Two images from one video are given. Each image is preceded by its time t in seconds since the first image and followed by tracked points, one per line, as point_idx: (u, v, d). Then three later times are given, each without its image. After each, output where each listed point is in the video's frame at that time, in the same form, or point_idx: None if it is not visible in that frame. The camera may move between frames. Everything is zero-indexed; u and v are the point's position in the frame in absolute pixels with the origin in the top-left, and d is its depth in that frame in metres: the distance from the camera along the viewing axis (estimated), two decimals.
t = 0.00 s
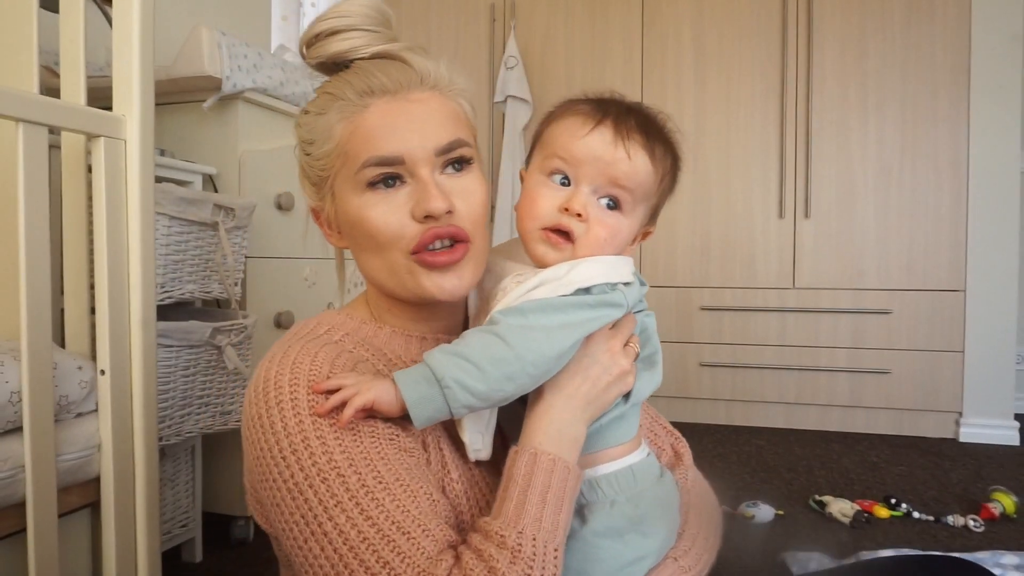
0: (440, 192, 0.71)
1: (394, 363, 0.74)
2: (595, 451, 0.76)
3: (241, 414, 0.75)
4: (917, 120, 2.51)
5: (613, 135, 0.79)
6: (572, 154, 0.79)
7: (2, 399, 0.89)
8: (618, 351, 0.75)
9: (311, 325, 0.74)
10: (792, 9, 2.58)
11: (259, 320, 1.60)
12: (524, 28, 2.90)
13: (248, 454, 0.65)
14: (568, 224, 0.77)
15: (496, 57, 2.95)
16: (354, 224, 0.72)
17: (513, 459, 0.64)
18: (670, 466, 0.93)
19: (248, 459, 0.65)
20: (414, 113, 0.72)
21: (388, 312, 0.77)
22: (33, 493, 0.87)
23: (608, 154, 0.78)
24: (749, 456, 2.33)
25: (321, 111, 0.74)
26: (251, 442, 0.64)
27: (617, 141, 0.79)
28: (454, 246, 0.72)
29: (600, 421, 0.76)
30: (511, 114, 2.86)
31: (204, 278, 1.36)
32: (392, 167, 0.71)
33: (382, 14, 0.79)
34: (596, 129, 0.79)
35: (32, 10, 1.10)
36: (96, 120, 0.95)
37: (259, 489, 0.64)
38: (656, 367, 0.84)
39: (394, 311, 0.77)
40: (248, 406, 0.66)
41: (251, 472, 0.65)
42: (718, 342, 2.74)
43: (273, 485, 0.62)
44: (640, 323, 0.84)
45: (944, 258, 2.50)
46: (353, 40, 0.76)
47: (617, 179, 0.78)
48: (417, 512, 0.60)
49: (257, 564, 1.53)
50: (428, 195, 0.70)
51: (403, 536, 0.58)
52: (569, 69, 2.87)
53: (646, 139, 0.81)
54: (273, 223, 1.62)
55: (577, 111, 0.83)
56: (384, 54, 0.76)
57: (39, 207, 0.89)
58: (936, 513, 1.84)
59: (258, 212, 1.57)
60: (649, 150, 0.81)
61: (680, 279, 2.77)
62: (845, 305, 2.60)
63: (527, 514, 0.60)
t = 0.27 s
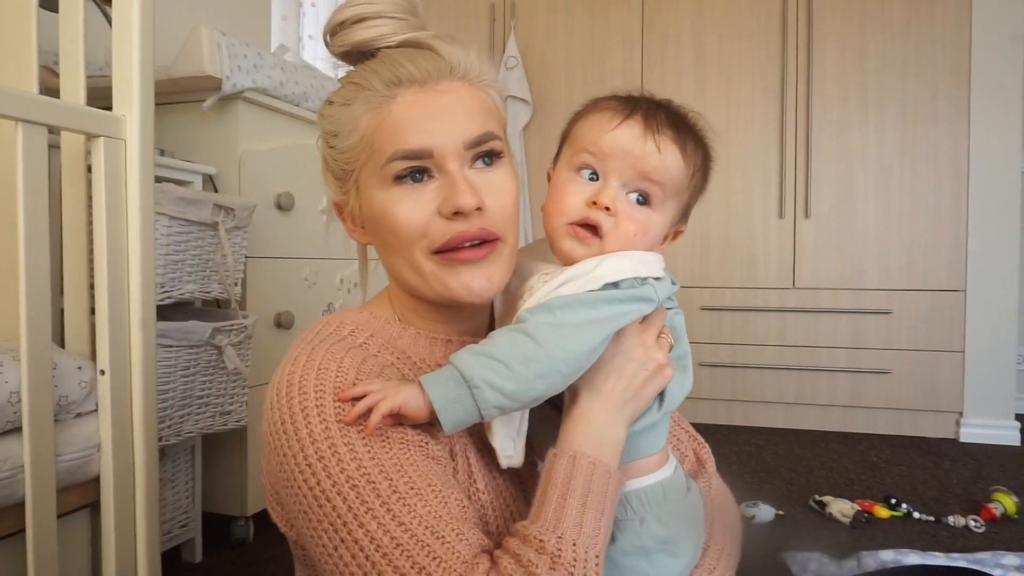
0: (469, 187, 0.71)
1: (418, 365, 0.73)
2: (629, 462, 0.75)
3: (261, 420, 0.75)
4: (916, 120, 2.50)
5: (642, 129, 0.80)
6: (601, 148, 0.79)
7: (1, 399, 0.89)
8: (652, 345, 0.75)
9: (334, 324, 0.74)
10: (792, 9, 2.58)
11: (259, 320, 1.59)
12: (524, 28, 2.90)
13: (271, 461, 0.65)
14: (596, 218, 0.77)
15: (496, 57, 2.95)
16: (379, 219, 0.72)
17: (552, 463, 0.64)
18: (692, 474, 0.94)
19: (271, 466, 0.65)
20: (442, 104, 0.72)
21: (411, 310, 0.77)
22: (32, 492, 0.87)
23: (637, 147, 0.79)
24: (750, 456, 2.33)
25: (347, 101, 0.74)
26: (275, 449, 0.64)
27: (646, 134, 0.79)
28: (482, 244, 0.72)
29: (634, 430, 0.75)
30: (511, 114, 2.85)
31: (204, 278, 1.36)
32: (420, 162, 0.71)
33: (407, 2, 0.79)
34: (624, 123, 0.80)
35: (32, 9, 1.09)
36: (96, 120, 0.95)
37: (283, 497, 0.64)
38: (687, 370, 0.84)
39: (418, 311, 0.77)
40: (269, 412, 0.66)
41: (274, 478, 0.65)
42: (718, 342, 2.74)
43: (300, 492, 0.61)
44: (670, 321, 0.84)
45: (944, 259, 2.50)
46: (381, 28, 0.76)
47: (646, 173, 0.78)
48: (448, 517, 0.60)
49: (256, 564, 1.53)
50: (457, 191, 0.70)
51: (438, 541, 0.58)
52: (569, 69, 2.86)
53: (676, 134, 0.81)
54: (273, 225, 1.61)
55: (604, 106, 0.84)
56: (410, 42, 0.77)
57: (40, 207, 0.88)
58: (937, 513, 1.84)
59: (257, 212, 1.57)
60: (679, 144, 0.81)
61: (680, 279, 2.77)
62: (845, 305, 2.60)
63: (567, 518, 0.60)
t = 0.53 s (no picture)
0: (474, 191, 0.70)
1: (420, 368, 0.73)
2: (628, 467, 0.75)
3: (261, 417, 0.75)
4: (917, 120, 2.50)
5: (645, 131, 0.79)
6: (603, 150, 0.79)
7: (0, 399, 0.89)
8: (652, 349, 0.74)
9: (336, 324, 0.74)
10: (792, 8, 2.58)
11: (259, 320, 1.59)
12: (524, 29, 2.90)
13: (270, 461, 0.64)
14: (597, 222, 0.76)
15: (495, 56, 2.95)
16: (382, 221, 0.72)
17: (549, 469, 0.64)
18: (694, 477, 0.93)
19: (270, 466, 0.64)
20: (448, 106, 0.72)
21: (413, 312, 0.77)
22: (31, 493, 0.87)
23: (640, 149, 0.78)
24: (750, 456, 2.33)
25: (355, 100, 0.74)
26: (274, 449, 0.64)
27: (649, 137, 0.79)
28: (487, 250, 0.71)
29: (633, 435, 0.74)
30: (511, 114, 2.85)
31: (203, 277, 1.35)
32: (426, 164, 0.71)
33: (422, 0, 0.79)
34: (627, 125, 0.80)
35: (31, 9, 1.09)
36: (95, 119, 0.95)
37: (282, 498, 0.64)
38: (688, 373, 0.83)
39: (419, 313, 0.76)
40: (269, 413, 0.66)
41: (273, 478, 0.64)
42: (718, 342, 2.74)
43: (299, 494, 0.61)
44: (672, 325, 0.83)
45: (944, 259, 2.50)
46: (393, 26, 0.76)
47: (648, 176, 0.78)
48: (446, 521, 0.60)
49: (256, 564, 1.53)
50: (461, 194, 0.69)
51: (435, 545, 0.58)
52: (569, 69, 2.86)
53: (679, 137, 0.81)
54: (273, 224, 1.61)
55: (606, 107, 0.83)
56: (421, 42, 0.76)
57: (39, 206, 0.88)
58: (937, 513, 1.84)
59: (257, 212, 1.56)
60: (682, 147, 0.80)
61: (680, 279, 2.76)
62: (845, 305, 2.59)
63: (563, 525, 0.60)
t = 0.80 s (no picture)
0: (453, 204, 0.71)
1: (411, 368, 0.73)
2: (616, 463, 0.75)
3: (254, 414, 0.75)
4: (917, 120, 2.50)
5: (633, 137, 0.79)
6: (592, 156, 0.79)
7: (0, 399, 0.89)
8: (638, 353, 0.74)
9: (328, 325, 0.74)
10: (792, 8, 2.58)
11: (259, 320, 1.59)
12: (524, 29, 2.90)
13: (261, 458, 0.64)
14: (586, 227, 0.76)
15: (495, 56, 2.95)
16: (367, 229, 0.73)
17: (535, 469, 0.64)
18: (684, 476, 0.94)
19: (260, 462, 0.65)
20: (431, 118, 0.72)
21: (403, 314, 0.77)
22: (31, 493, 0.87)
23: (628, 155, 0.78)
24: (750, 456, 2.33)
25: (343, 108, 0.74)
26: (264, 446, 0.64)
27: (637, 143, 0.79)
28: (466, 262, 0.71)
29: (622, 432, 0.74)
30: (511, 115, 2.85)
31: (203, 278, 1.35)
32: (407, 175, 0.71)
33: (422, 6, 0.77)
34: (616, 131, 0.79)
35: (30, 8, 1.09)
36: (95, 120, 0.95)
37: (271, 494, 0.64)
38: (675, 373, 0.83)
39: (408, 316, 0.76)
40: (261, 409, 0.66)
41: (263, 475, 0.65)
42: (718, 342, 2.74)
43: (287, 491, 0.61)
44: (658, 328, 0.84)
45: (945, 259, 2.50)
46: (388, 32, 0.75)
47: (636, 181, 0.78)
48: (433, 519, 0.60)
49: (256, 564, 1.53)
50: (440, 208, 0.70)
51: (421, 544, 0.58)
52: (569, 69, 2.86)
53: (667, 143, 0.81)
54: (273, 224, 1.61)
55: (596, 113, 0.83)
56: (416, 50, 0.75)
57: (38, 206, 0.88)
58: (937, 514, 1.84)
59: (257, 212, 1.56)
60: (669, 153, 0.80)
61: (680, 279, 2.76)
62: (845, 305, 2.59)
63: (547, 524, 0.60)
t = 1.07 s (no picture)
0: (443, 205, 0.71)
1: (403, 366, 0.73)
2: (607, 458, 0.75)
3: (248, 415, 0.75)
4: (917, 120, 2.50)
5: (613, 137, 0.79)
6: (573, 156, 0.78)
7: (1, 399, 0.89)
8: (625, 349, 0.74)
9: (320, 326, 0.74)
10: (792, 9, 2.58)
11: (259, 320, 1.60)
12: (524, 29, 2.90)
13: (255, 458, 0.65)
14: (570, 226, 0.76)
15: (495, 57, 2.95)
16: (358, 231, 0.73)
17: (527, 466, 0.64)
18: (676, 471, 0.94)
19: (254, 461, 0.65)
20: (419, 120, 0.72)
21: (394, 314, 0.77)
22: (31, 493, 0.87)
23: (609, 155, 0.78)
24: (750, 456, 2.33)
25: (329, 112, 0.74)
26: (258, 446, 0.64)
27: (617, 143, 0.79)
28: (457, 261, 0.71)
29: (613, 427, 0.75)
30: (511, 115, 2.85)
31: (203, 278, 1.36)
32: (396, 177, 0.71)
33: (405, 8, 0.78)
34: (596, 132, 0.79)
35: (30, 8, 1.09)
36: (96, 120, 0.95)
37: (265, 493, 0.64)
38: (665, 368, 0.84)
39: (400, 316, 0.76)
40: (254, 410, 0.66)
41: (256, 474, 0.65)
42: (718, 342, 2.74)
43: (280, 489, 0.61)
44: (646, 323, 0.84)
45: (945, 259, 2.50)
46: (372, 36, 0.75)
47: (618, 180, 0.78)
48: (425, 516, 0.60)
49: (257, 563, 1.53)
50: (430, 209, 0.70)
51: (413, 540, 0.58)
52: (569, 69, 2.86)
53: (647, 142, 0.81)
54: (273, 223, 1.61)
55: (575, 114, 0.83)
56: (399, 53, 0.76)
57: (38, 206, 0.88)
58: (937, 514, 1.84)
59: (257, 212, 1.57)
60: (650, 152, 0.80)
61: (680, 279, 2.77)
62: (845, 305, 2.59)
63: (539, 519, 0.60)
